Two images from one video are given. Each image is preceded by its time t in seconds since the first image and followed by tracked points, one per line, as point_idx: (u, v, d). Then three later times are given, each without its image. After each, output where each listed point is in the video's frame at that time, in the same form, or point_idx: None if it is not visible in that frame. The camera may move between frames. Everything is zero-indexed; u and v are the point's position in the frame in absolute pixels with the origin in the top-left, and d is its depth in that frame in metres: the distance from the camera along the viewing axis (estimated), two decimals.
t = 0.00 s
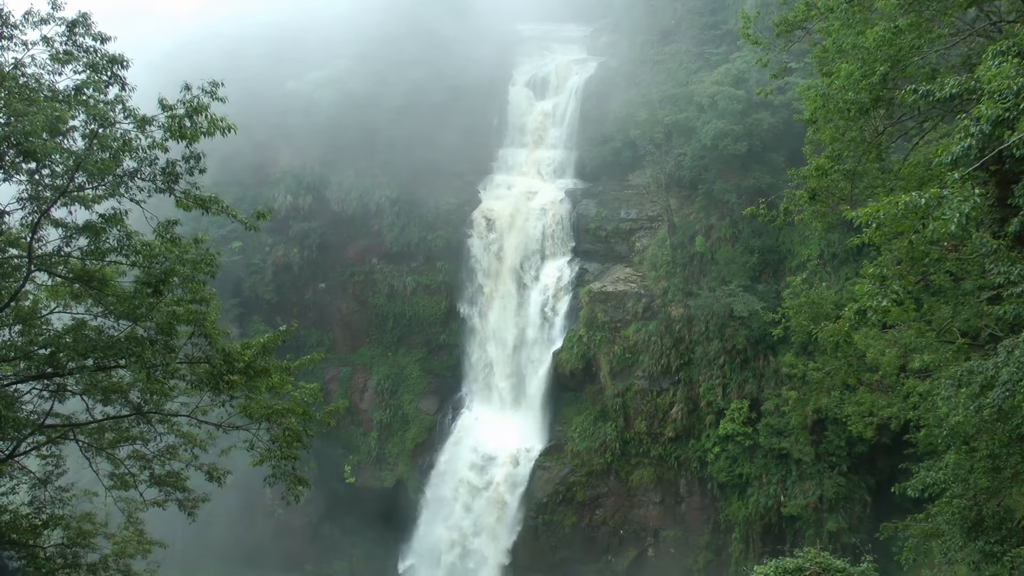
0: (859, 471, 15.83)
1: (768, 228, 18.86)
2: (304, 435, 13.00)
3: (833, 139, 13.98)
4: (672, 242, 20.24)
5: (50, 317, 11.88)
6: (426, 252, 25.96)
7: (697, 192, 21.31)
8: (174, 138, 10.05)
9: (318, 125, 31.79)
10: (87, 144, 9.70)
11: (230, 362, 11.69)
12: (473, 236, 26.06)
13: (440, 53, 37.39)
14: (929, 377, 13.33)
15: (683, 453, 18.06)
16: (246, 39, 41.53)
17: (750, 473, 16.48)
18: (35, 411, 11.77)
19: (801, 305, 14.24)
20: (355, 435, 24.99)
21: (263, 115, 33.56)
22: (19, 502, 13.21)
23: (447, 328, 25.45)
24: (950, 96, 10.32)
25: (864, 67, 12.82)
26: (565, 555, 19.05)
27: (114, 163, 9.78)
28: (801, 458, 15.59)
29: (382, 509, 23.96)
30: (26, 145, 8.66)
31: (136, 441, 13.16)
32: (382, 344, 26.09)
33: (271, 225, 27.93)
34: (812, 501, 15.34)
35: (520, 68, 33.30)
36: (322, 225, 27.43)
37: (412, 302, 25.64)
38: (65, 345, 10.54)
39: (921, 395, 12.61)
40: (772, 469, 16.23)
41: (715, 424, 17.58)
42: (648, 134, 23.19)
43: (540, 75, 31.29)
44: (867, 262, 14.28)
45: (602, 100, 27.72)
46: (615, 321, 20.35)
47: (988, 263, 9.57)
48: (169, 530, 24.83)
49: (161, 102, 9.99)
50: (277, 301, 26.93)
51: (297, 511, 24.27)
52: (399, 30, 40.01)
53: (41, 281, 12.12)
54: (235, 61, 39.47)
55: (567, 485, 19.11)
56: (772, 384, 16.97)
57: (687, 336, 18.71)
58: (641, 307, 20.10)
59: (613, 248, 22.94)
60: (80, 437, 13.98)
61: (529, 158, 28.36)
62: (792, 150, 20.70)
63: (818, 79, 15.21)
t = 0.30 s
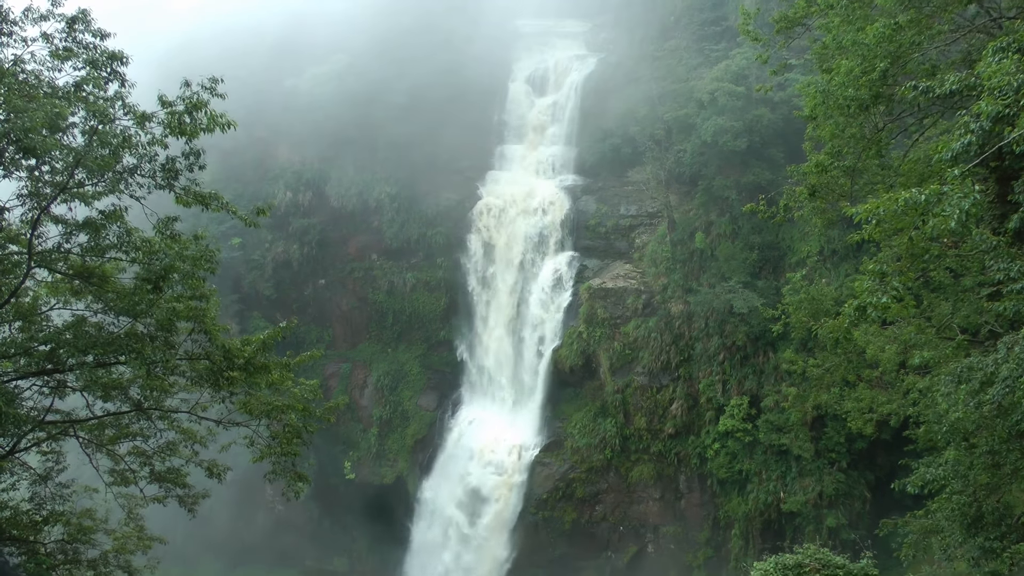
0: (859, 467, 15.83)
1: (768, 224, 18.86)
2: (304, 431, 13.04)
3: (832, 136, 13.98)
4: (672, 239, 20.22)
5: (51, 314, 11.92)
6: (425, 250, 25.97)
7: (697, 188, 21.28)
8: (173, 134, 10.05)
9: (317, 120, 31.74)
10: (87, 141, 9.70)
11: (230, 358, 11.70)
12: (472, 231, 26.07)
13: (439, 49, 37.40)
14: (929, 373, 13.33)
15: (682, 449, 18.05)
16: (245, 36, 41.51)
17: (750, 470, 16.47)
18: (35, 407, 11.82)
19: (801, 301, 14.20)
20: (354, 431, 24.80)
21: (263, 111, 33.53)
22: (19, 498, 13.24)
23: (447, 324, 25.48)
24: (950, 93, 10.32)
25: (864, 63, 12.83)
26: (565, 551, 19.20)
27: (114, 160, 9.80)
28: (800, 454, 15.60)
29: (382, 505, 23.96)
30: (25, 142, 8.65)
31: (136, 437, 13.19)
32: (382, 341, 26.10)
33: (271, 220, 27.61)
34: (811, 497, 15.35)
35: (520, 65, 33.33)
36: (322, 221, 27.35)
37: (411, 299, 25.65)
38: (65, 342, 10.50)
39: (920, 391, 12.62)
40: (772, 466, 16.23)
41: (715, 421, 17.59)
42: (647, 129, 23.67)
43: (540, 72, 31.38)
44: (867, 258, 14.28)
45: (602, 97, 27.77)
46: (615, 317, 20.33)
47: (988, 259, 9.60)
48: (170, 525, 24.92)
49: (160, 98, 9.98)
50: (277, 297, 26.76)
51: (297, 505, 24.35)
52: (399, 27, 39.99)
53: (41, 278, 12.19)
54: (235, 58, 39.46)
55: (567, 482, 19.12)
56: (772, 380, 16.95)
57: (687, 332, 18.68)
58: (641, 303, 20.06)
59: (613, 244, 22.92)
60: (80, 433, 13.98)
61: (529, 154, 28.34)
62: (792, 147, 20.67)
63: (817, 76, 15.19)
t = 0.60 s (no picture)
0: (859, 454, 15.86)
1: (769, 211, 18.85)
2: (305, 418, 13.09)
3: (834, 123, 13.93)
4: (672, 226, 20.17)
5: (52, 301, 11.97)
6: (427, 237, 25.83)
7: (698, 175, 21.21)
8: (173, 122, 10.05)
9: (317, 106, 31.55)
10: (87, 128, 9.69)
11: (230, 346, 11.72)
12: (472, 218, 26.03)
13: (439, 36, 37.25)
14: (929, 361, 13.33)
15: (683, 436, 18.09)
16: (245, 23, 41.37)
17: (750, 456, 16.50)
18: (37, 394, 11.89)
19: (801, 288, 14.19)
20: (355, 418, 24.73)
21: (263, 98, 33.44)
22: (22, 484, 13.32)
23: (447, 311, 25.28)
24: (952, 80, 10.29)
25: (866, 50, 12.80)
26: (566, 537, 19.20)
27: (114, 147, 9.77)
28: (800, 441, 15.62)
29: (385, 490, 24.05)
30: (25, 129, 8.68)
31: (137, 424, 13.23)
32: (383, 328, 25.95)
33: (271, 207, 27.59)
34: (811, 484, 15.38)
35: (521, 53, 33.38)
36: (322, 208, 27.24)
37: (413, 285, 25.53)
38: (66, 329, 10.59)
39: (921, 378, 12.62)
40: (772, 452, 16.25)
41: (715, 408, 17.62)
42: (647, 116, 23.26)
43: (541, 58, 31.24)
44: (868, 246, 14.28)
45: (603, 85, 28.04)
46: (615, 304, 20.36)
47: (989, 247, 9.62)
48: (171, 512, 24.98)
49: (160, 85, 9.97)
50: (278, 285, 26.64)
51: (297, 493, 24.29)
52: (399, 11, 39.70)
53: (42, 265, 12.21)
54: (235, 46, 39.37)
55: (567, 468, 19.15)
56: (772, 367, 16.97)
57: (688, 319, 18.67)
58: (641, 290, 20.13)
59: (613, 231, 23.03)
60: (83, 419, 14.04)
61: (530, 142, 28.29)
62: (793, 133, 20.58)
63: (819, 63, 15.14)
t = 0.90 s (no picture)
0: (858, 437, 15.91)
1: (769, 194, 18.84)
2: (305, 400, 13.13)
3: (834, 106, 13.91)
4: (672, 208, 20.14)
5: (52, 283, 12.00)
6: (426, 220, 25.92)
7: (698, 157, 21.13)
8: (173, 104, 10.06)
9: (316, 88, 31.46)
10: (86, 111, 9.69)
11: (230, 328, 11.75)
12: (473, 200, 25.93)
13: (439, 17, 37.07)
14: (928, 344, 13.34)
15: (682, 418, 18.13)
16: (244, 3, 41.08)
17: (749, 439, 16.58)
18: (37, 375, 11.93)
19: (801, 271, 14.20)
20: (356, 400, 24.95)
21: (263, 81, 33.35)
22: (23, 466, 13.35)
23: (447, 294, 25.34)
24: (953, 63, 10.27)
25: (867, 32, 12.77)
26: (565, 520, 19.15)
27: (113, 130, 9.79)
28: (799, 423, 15.66)
29: (386, 473, 24.32)
30: (24, 112, 8.67)
31: (137, 406, 13.24)
32: (383, 310, 26.14)
33: (272, 189, 27.87)
34: (810, 467, 15.42)
35: (521, 35, 33.42)
36: (322, 191, 27.29)
37: (412, 269, 25.69)
38: (67, 311, 10.63)
39: (920, 360, 12.63)
40: (771, 435, 16.32)
41: (714, 390, 17.67)
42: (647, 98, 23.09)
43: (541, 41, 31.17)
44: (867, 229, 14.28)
45: (602, 66, 27.53)
46: (615, 287, 20.24)
47: (989, 230, 9.66)
48: (172, 494, 25.10)
49: (159, 68, 9.96)
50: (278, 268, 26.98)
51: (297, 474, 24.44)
52: None
53: (42, 248, 12.24)
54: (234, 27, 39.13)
55: (567, 450, 19.21)
56: (772, 350, 16.99)
57: (687, 302, 18.68)
58: (641, 273, 20.01)
59: (612, 213, 22.92)
60: (83, 402, 14.04)
61: (529, 123, 28.17)
62: (794, 116, 20.49)
63: (819, 46, 15.08)
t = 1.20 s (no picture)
0: (858, 420, 15.94)
1: (770, 176, 18.78)
2: (306, 382, 13.15)
3: (836, 89, 13.89)
4: (673, 191, 20.14)
5: (54, 266, 12.03)
6: (427, 201, 25.77)
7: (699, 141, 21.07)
8: (173, 87, 10.03)
9: (316, 70, 30.95)
10: (86, 93, 9.67)
11: (231, 310, 11.76)
12: (475, 181, 25.77)
13: None
14: (929, 327, 13.33)
15: (682, 401, 18.16)
16: None
17: (749, 422, 16.63)
18: (39, 358, 11.96)
19: (801, 255, 14.19)
20: (357, 381, 25.11)
21: (259, 60, 32.58)
22: (25, 448, 13.36)
23: (448, 277, 25.19)
24: (955, 45, 10.20)
25: (869, 15, 12.75)
26: (566, 502, 19.26)
27: (114, 112, 9.78)
28: (799, 406, 15.71)
29: (387, 456, 24.42)
30: (25, 95, 8.67)
31: (139, 388, 13.29)
32: (383, 293, 26.18)
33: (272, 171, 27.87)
34: (810, 449, 15.49)
35: (522, 18, 33.64)
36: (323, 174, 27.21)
37: (413, 251, 25.63)
38: (68, 294, 10.66)
39: (920, 343, 12.62)
40: (771, 418, 16.37)
41: (715, 373, 17.68)
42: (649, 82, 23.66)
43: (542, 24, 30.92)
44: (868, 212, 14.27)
45: (602, 49, 27.34)
46: (615, 270, 20.28)
47: (991, 213, 9.65)
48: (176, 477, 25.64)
49: (159, 50, 9.92)
50: (279, 251, 27.16)
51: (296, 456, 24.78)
52: None
53: (43, 230, 12.24)
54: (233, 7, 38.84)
55: (567, 433, 19.25)
56: (772, 333, 17.01)
57: (688, 285, 18.68)
58: (642, 255, 19.96)
59: (613, 196, 22.86)
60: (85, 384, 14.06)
61: (529, 106, 28.06)
62: (795, 99, 20.41)
63: (822, 29, 14.99)
